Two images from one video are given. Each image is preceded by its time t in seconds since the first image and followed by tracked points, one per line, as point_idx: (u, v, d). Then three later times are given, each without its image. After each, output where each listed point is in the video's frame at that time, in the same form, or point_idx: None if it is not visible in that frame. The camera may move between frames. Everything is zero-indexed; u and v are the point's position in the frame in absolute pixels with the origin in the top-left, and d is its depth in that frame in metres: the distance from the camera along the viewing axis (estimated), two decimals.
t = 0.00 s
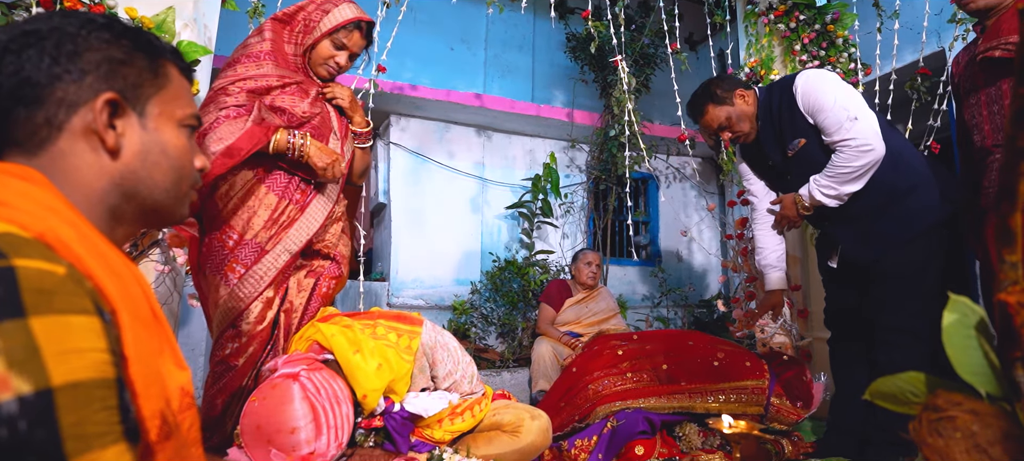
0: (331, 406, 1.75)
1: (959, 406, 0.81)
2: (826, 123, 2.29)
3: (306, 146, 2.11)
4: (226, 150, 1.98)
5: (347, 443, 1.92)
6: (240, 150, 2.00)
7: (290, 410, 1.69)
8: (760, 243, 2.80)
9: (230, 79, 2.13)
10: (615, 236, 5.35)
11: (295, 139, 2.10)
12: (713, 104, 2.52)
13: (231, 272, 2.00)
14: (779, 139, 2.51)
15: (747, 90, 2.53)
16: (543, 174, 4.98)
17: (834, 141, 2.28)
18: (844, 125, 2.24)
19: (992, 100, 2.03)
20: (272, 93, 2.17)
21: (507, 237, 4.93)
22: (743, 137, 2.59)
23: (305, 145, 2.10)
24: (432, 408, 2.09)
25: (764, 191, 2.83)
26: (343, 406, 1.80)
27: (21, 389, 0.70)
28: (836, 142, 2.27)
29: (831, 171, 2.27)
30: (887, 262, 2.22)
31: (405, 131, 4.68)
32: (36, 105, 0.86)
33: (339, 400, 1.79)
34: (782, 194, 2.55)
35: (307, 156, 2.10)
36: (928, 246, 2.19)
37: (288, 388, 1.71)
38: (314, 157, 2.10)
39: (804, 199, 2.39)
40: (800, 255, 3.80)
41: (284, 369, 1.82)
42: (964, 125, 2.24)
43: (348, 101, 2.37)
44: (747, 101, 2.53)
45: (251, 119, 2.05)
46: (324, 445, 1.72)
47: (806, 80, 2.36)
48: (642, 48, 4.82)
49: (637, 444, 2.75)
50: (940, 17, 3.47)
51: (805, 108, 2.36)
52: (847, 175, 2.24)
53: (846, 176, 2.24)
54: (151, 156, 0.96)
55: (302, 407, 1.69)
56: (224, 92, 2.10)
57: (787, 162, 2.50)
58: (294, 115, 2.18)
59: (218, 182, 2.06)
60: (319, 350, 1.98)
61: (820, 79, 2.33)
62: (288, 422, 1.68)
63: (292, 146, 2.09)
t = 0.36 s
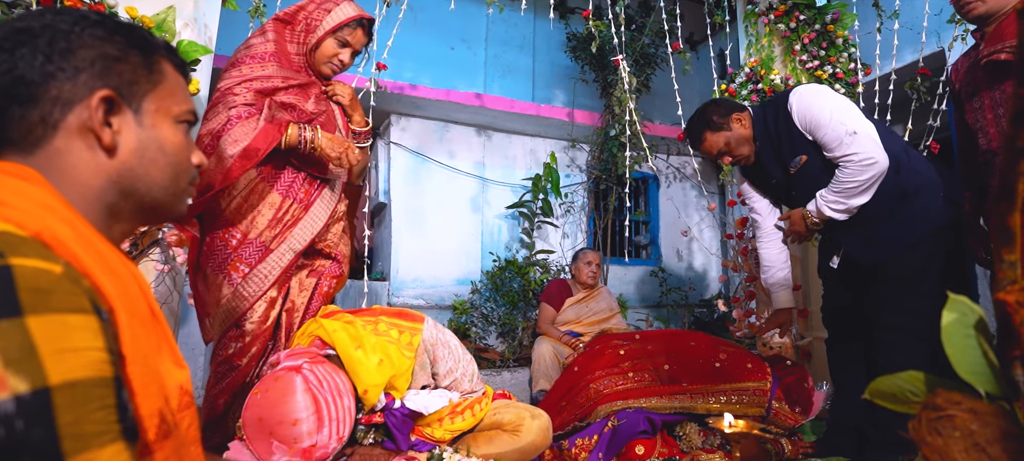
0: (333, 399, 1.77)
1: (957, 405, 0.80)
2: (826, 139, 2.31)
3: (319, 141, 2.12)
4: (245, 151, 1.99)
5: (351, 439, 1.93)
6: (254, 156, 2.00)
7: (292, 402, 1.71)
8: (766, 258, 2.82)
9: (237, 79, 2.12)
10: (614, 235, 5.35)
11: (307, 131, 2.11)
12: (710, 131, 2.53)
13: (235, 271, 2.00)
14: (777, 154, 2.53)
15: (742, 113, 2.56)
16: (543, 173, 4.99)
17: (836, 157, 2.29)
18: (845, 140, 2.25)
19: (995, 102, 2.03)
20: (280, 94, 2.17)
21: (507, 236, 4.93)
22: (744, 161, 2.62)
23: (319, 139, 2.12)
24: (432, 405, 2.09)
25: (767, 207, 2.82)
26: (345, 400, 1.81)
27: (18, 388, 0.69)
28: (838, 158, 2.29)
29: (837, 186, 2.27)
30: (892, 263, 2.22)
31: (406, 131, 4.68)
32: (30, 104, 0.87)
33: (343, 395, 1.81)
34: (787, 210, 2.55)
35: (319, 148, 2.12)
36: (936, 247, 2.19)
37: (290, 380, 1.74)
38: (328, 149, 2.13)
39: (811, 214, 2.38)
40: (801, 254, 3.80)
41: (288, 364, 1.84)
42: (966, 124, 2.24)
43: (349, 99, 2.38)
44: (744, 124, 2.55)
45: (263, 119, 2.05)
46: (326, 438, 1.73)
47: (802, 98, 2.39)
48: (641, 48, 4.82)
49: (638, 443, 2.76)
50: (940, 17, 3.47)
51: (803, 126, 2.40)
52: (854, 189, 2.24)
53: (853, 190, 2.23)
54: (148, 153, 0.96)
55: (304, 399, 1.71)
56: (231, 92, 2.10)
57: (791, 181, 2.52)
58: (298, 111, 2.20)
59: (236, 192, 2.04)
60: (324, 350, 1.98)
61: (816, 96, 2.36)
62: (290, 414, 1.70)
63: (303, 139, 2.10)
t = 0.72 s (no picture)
0: (334, 388, 1.80)
1: (956, 404, 0.80)
2: (826, 148, 2.32)
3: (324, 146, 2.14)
4: (241, 148, 2.00)
5: (350, 430, 1.97)
6: (251, 151, 2.01)
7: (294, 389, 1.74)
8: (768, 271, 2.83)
9: (236, 77, 2.12)
10: (614, 235, 5.35)
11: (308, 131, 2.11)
12: (710, 147, 2.57)
13: (237, 270, 2.00)
14: (777, 167, 2.56)
15: (740, 128, 2.59)
16: (543, 173, 4.99)
17: (838, 165, 2.31)
18: (845, 149, 2.27)
19: (1001, 102, 2.03)
20: (279, 95, 2.16)
21: (507, 236, 4.94)
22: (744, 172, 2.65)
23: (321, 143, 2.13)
24: (432, 401, 2.09)
25: (771, 219, 2.82)
26: (346, 390, 1.85)
27: (16, 387, 0.70)
28: (840, 167, 2.30)
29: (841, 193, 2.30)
30: (897, 261, 2.24)
31: (405, 131, 4.69)
32: (28, 101, 0.87)
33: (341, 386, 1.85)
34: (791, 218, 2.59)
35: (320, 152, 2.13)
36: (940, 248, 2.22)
37: (293, 368, 1.77)
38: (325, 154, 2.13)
39: (816, 221, 2.42)
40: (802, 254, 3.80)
41: (289, 352, 1.87)
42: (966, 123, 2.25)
43: (350, 98, 2.40)
44: (744, 140, 2.59)
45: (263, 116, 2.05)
46: (326, 427, 1.76)
47: (798, 108, 2.41)
48: (641, 48, 4.82)
49: (637, 442, 2.76)
50: (941, 16, 3.47)
51: (802, 136, 2.42)
52: (858, 196, 2.26)
53: (857, 197, 2.26)
54: (145, 151, 0.96)
55: (305, 387, 1.75)
56: (230, 89, 2.09)
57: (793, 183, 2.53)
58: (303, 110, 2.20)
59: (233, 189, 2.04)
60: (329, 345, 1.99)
61: (812, 105, 2.38)
62: (291, 402, 1.73)
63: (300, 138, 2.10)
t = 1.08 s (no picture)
0: (335, 386, 1.80)
1: (955, 402, 0.80)
2: (825, 153, 2.32)
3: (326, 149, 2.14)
4: (246, 147, 2.00)
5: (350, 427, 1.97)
6: (256, 150, 2.01)
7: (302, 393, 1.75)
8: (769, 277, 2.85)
9: (238, 72, 2.13)
10: (614, 234, 5.36)
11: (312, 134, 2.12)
12: (708, 153, 2.57)
13: (239, 269, 2.00)
14: (776, 173, 2.57)
15: (739, 134, 2.60)
16: (543, 172, 4.98)
17: (837, 169, 2.30)
18: (843, 153, 2.26)
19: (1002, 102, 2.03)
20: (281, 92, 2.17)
21: (507, 235, 4.94)
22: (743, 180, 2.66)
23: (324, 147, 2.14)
24: (432, 400, 2.09)
25: (771, 225, 2.82)
26: (347, 388, 1.85)
27: (12, 387, 0.68)
28: (839, 170, 2.30)
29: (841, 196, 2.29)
30: (897, 262, 2.24)
31: (405, 130, 4.69)
32: (31, 94, 0.86)
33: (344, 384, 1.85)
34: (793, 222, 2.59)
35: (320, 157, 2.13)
36: (939, 249, 2.23)
37: (294, 367, 1.77)
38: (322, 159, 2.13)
39: (817, 224, 2.42)
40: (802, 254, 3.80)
41: (291, 351, 1.87)
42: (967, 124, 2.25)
43: (349, 97, 2.40)
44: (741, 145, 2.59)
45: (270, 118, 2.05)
46: (327, 425, 1.76)
47: (796, 114, 2.41)
48: (641, 47, 4.82)
49: (638, 442, 2.76)
50: (941, 16, 3.45)
51: (801, 140, 2.42)
52: (858, 199, 2.26)
53: (857, 200, 2.25)
54: (147, 150, 0.96)
55: (307, 385, 1.75)
56: (233, 84, 2.09)
57: (793, 187, 2.53)
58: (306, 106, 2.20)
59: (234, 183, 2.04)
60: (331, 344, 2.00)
61: (808, 111, 2.39)
62: (291, 401, 1.73)
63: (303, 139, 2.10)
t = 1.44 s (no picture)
0: (334, 389, 1.81)
1: (953, 403, 0.80)
2: (823, 153, 2.32)
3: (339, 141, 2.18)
4: (271, 146, 2.00)
5: (350, 428, 1.98)
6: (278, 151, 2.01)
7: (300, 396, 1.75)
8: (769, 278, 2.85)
9: (248, 68, 2.13)
10: (615, 234, 5.37)
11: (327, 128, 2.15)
12: (707, 153, 2.57)
13: (239, 268, 2.01)
14: (776, 174, 2.57)
15: (739, 134, 2.60)
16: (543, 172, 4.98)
17: (835, 170, 2.31)
18: (841, 153, 2.27)
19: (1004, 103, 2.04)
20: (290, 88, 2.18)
21: (508, 235, 4.94)
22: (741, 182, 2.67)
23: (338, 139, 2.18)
24: (431, 400, 2.10)
25: (770, 227, 2.83)
26: (346, 390, 1.85)
27: (17, 387, 0.68)
28: (837, 171, 2.30)
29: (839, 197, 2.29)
30: (898, 261, 2.24)
31: (405, 130, 4.69)
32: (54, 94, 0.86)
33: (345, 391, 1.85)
34: (792, 224, 2.60)
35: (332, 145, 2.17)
36: (938, 249, 2.23)
37: (293, 370, 1.77)
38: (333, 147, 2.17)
39: (816, 225, 2.41)
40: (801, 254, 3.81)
41: (289, 354, 1.87)
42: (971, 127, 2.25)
43: (348, 97, 2.39)
44: (740, 146, 2.60)
45: (291, 116, 2.05)
46: (326, 428, 1.76)
47: (794, 114, 2.42)
48: (641, 47, 4.82)
49: (637, 442, 2.76)
50: (940, 17, 3.45)
51: (800, 141, 2.42)
52: (854, 200, 2.26)
53: (854, 200, 2.26)
54: (159, 157, 0.96)
55: (306, 389, 1.75)
56: (245, 80, 2.09)
57: (792, 186, 2.53)
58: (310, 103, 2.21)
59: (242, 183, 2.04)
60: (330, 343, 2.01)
61: (808, 111, 2.39)
62: (291, 404, 1.73)
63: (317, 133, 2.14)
